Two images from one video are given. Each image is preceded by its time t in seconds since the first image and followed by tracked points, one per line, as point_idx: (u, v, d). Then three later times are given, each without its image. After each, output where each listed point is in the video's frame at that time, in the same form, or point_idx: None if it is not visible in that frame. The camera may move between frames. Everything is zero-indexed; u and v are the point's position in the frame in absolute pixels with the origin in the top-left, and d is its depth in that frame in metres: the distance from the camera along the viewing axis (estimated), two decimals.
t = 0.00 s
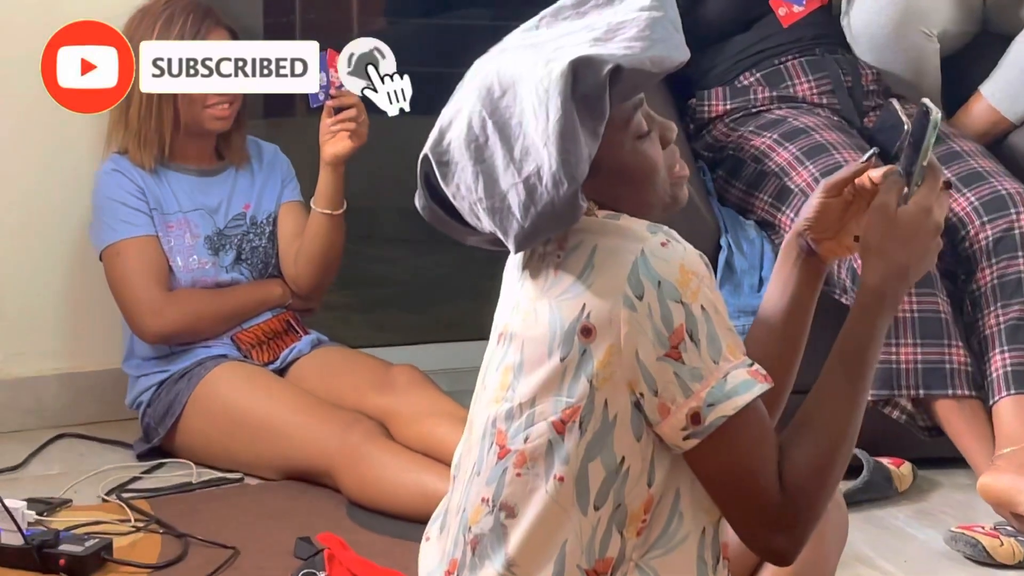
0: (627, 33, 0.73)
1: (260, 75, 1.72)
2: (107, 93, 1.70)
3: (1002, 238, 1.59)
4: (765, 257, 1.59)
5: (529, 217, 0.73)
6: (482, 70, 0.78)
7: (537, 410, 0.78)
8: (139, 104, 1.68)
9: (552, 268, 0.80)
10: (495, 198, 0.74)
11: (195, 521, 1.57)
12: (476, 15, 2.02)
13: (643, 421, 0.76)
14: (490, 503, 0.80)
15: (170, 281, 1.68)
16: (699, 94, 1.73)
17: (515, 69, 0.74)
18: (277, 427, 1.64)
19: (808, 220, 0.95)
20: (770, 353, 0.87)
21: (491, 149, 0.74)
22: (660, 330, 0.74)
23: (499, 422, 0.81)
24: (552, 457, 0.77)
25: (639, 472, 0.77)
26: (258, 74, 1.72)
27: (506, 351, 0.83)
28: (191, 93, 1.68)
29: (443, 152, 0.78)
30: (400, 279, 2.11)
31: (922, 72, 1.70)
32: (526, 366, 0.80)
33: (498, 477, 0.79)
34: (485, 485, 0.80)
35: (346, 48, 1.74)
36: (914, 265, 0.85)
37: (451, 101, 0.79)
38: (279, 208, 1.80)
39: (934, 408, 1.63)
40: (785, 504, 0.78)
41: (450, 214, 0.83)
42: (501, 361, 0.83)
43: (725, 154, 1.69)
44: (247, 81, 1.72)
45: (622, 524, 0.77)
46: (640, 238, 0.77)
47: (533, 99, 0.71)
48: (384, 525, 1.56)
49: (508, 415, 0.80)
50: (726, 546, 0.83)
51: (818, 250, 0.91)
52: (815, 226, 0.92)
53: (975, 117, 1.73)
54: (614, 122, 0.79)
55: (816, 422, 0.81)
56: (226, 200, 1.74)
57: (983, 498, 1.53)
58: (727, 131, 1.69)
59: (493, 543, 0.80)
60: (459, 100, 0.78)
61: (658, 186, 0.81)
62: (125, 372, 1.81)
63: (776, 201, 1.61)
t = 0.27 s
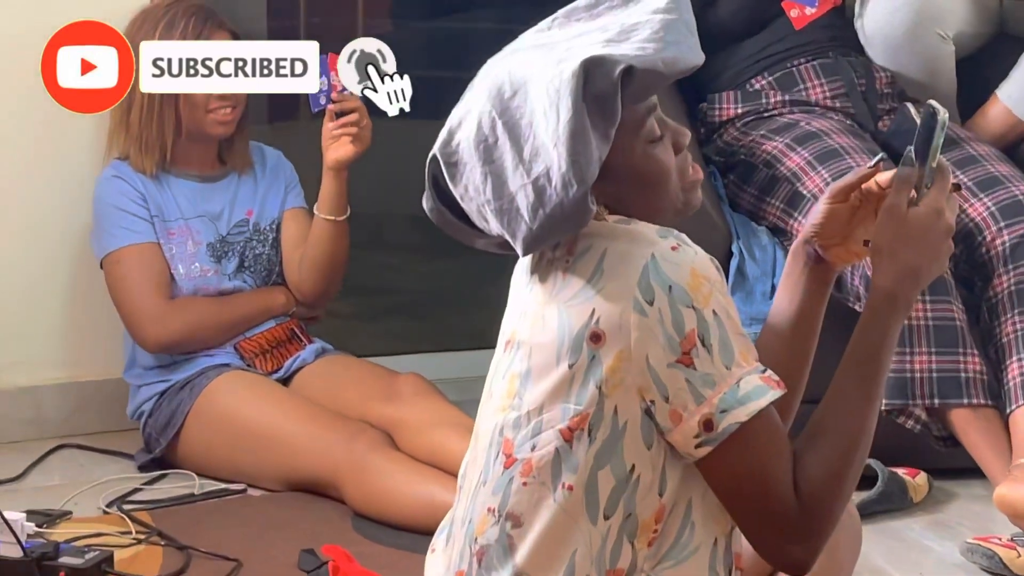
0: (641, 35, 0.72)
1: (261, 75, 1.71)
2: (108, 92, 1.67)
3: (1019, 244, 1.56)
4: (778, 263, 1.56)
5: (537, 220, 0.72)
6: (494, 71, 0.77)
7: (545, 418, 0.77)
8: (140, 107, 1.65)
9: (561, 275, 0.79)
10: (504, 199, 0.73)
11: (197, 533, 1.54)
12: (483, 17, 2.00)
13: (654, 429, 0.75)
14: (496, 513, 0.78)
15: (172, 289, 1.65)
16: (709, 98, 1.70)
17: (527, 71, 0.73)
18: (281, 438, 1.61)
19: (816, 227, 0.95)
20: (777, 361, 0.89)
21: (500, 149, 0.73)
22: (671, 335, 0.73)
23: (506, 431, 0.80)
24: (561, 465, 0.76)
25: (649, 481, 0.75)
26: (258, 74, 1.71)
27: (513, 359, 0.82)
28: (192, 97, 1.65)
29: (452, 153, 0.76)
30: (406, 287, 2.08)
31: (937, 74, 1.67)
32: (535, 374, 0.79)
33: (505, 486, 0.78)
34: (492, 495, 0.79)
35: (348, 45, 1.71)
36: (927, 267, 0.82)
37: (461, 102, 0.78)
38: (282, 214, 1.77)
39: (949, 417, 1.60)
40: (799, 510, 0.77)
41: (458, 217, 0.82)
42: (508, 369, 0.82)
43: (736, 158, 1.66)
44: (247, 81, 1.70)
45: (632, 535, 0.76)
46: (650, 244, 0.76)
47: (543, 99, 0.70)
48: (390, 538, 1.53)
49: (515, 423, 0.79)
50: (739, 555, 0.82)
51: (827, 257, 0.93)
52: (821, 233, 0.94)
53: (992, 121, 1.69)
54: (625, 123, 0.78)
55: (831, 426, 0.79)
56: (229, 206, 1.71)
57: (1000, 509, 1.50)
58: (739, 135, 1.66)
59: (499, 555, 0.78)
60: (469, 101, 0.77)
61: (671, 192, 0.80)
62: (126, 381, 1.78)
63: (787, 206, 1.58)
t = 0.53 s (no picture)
0: (652, 36, 0.70)
1: (261, 75, 1.67)
2: (107, 93, 1.64)
3: None
4: (787, 270, 1.54)
5: (546, 224, 0.69)
6: (503, 75, 0.74)
7: (552, 429, 0.75)
8: (139, 109, 1.63)
9: (569, 281, 0.77)
10: (513, 203, 0.70)
11: (196, 547, 1.51)
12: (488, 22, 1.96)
13: (663, 442, 0.73)
14: (501, 526, 0.76)
15: (172, 297, 1.63)
16: (717, 103, 1.67)
17: (536, 74, 0.71)
18: (282, 450, 1.58)
19: (828, 237, 0.92)
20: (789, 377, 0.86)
21: (510, 153, 0.70)
22: (681, 346, 0.70)
23: (512, 441, 0.77)
24: (568, 477, 0.73)
25: (657, 494, 0.73)
26: (258, 74, 1.67)
27: (519, 367, 0.79)
28: (191, 102, 1.63)
29: (460, 158, 0.74)
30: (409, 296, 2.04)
31: (949, 78, 1.64)
32: (541, 383, 0.76)
33: (510, 499, 0.76)
34: (496, 507, 0.76)
35: (347, 45, 1.73)
36: (941, 277, 0.79)
37: (470, 107, 0.76)
38: (283, 222, 1.74)
39: (962, 429, 1.57)
40: (811, 525, 0.74)
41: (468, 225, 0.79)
42: (513, 377, 0.80)
43: (745, 165, 1.64)
44: (247, 81, 1.66)
45: (639, 550, 0.73)
46: (659, 251, 0.73)
47: (554, 100, 0.67)
48: (393, 552, 1.50)
49: (521, 434, 0.77)
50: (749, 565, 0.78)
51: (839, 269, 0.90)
52: (834, 243, 0.90)
53: (1006, 126, 1.66)
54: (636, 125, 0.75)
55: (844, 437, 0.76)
56: (229, 214, 1.68)
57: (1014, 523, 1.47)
58: (747, 141, 1.64)
59: (503, 568, 0.76)
60: (478, 106, 0.74)
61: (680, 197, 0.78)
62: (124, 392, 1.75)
63: (797, 213, 1.55)
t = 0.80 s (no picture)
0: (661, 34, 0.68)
1: (261, 75, 1.62)
2: (107, 93, 1.59)
3: None
4: (791, 277, 1.51)
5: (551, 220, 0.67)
6: (509, 74, 0.73)
7: (554, 438, 0.73)
8: (133, 111, 1.59)
9: (572, 287, 0.75)
10: (518, 202, 0.69)
11: (190, 558, 1.48)
12: (486, 23, 1.90)
13: (668, 453, 0.71)
14: (501, 536, 0.74)
15: (166, 304, 1.61)
16: (720, 107, 1.64)
17: (543, 69, 0.69)
18: (278, 459, 1.56)
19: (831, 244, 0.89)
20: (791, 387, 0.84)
21: (515, 151, 0.69)
22: (687, 356, 0.68)
23: (513, 449, 0.75)
24: (570, 489, 0.72)
25: (662, 507, 0.71)
26: (258, 74, 1.62)
27: (520, 374, 0.77)
28: (187, 106, 1.60)
29: (464, 158, 0.73)
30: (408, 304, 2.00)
31: (956, 81, 1.61)
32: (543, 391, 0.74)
33: (510, 509, 0.74)
34: (497, 517, 0.75)
35: (347, 45, 1.69)
36: (950, 286, 0.77)
37: (476, 106, 0.75)
38: (279, 228, 1.70)
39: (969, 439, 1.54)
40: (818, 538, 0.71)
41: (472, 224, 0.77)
42: (515, 384, 0.78)
43: (748, 169, 1.61)
44: (247, 81, 1.62)
45: (643, 563, 0.72)
46: (666, 257, 0.71)
47: (559, 96, 0.66)
48: (391, 563, 1.47)
49: (522, 443, 0.75)
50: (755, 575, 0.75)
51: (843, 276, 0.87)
52: (838, 251, 0.87)
53: (1015, 130, 1.63)
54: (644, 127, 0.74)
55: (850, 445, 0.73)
56: (224, 219, 1.65)
57: None
58: (751, 145, 1.60)
59: None
60: (484, 105, 0.73)
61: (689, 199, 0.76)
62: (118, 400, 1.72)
63: (801, 219, 1.53)
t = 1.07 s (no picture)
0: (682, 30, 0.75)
1: (261, 76, 1.65)
2: (108, 93, 1.58)
3: None
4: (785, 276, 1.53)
5: (552, 187, 0.72)
6: (529, 55, 0.79)
7: (547, 431, 0.75)
8: (134, 112, 1.60)
9: (565, 283, 0.77)
10: (524, 169, 0.73)
11: (189, 555, 1.51)
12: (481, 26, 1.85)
13: (659, 446, 0.73)
14: (496, 530, 0.76)
15: (166, 303, 1.64)
16: (713, 108, 1.66)
17: (563, 48, 0.75)
18: (278, 455, 1.60)
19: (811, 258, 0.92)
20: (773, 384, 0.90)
21: (527, 121, 0.74)
22: (678, 349, 0.70)
23: (507, 444, 0.77)
24: (563, 481, 0.73)
25: (654, 500, 0.73)
26: (258, 74, 1.65)
27: (512, 370, 0.79)
28: (187, 106, 1.63)
29: (477, 126, 0.78)
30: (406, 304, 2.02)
31: (946, 84, 1.64)
32: (536, 385, 0.76)
33: (504, 502, 0.76)
34: (491, 511, 0.76)
35: (347, 45, 1.69)
36: (940, 288, 0.79)
37: (493, 82, 0.80)
38: (278, 228, 1.71)
39: (958, 435, 1.56)
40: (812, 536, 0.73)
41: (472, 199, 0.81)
42: (508, 380, 0.80)
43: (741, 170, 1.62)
44: (247, 81, 1.65)
45: (636, 557, 0.73)
46: (657, 254, 0.73)
47: (578, 68, 0.71)
48: (388, 558, 1.49)
49: (516, 437, 0.77)
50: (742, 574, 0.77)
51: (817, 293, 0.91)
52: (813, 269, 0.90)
53: (1003, 131, 1.65)
54: (648, 121, 0.77)
55: (839, 444, 0.75)
56: (223, 219, 1.67)
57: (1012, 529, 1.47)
58: (743, 146, 1.62)
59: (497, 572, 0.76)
60: (502, 81, 0.78)
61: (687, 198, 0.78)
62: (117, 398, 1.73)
63: (793, 219, 1.55)
